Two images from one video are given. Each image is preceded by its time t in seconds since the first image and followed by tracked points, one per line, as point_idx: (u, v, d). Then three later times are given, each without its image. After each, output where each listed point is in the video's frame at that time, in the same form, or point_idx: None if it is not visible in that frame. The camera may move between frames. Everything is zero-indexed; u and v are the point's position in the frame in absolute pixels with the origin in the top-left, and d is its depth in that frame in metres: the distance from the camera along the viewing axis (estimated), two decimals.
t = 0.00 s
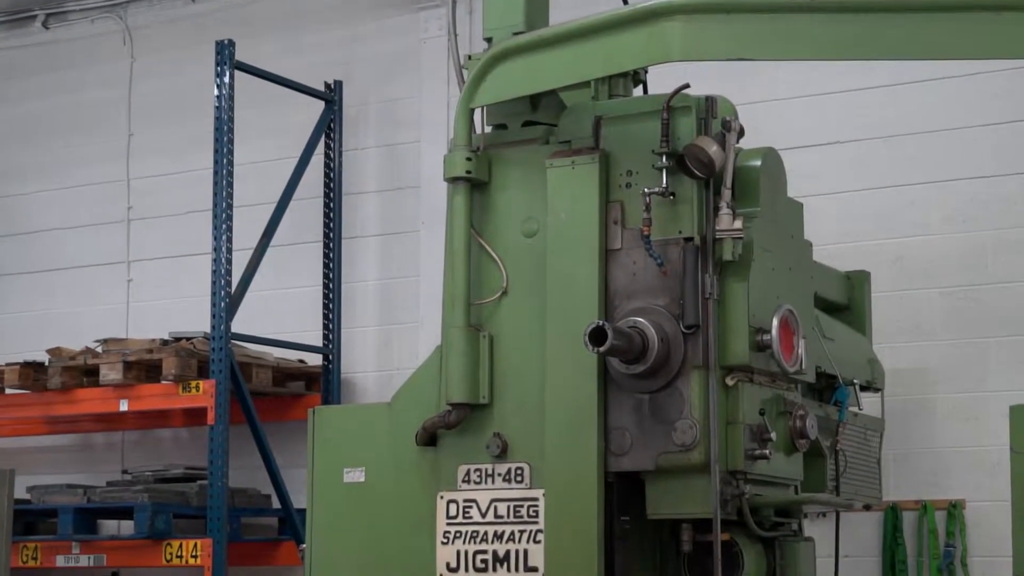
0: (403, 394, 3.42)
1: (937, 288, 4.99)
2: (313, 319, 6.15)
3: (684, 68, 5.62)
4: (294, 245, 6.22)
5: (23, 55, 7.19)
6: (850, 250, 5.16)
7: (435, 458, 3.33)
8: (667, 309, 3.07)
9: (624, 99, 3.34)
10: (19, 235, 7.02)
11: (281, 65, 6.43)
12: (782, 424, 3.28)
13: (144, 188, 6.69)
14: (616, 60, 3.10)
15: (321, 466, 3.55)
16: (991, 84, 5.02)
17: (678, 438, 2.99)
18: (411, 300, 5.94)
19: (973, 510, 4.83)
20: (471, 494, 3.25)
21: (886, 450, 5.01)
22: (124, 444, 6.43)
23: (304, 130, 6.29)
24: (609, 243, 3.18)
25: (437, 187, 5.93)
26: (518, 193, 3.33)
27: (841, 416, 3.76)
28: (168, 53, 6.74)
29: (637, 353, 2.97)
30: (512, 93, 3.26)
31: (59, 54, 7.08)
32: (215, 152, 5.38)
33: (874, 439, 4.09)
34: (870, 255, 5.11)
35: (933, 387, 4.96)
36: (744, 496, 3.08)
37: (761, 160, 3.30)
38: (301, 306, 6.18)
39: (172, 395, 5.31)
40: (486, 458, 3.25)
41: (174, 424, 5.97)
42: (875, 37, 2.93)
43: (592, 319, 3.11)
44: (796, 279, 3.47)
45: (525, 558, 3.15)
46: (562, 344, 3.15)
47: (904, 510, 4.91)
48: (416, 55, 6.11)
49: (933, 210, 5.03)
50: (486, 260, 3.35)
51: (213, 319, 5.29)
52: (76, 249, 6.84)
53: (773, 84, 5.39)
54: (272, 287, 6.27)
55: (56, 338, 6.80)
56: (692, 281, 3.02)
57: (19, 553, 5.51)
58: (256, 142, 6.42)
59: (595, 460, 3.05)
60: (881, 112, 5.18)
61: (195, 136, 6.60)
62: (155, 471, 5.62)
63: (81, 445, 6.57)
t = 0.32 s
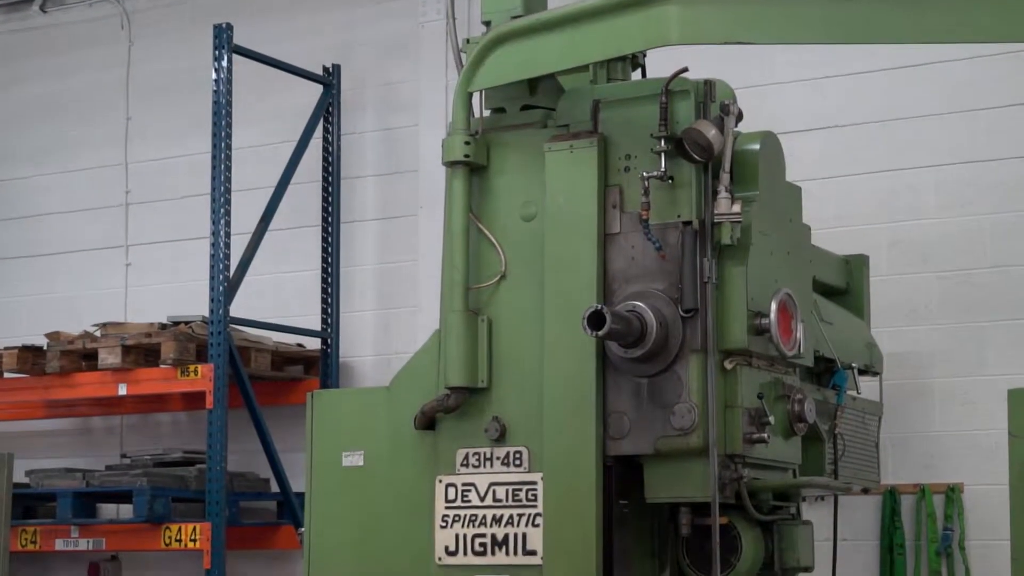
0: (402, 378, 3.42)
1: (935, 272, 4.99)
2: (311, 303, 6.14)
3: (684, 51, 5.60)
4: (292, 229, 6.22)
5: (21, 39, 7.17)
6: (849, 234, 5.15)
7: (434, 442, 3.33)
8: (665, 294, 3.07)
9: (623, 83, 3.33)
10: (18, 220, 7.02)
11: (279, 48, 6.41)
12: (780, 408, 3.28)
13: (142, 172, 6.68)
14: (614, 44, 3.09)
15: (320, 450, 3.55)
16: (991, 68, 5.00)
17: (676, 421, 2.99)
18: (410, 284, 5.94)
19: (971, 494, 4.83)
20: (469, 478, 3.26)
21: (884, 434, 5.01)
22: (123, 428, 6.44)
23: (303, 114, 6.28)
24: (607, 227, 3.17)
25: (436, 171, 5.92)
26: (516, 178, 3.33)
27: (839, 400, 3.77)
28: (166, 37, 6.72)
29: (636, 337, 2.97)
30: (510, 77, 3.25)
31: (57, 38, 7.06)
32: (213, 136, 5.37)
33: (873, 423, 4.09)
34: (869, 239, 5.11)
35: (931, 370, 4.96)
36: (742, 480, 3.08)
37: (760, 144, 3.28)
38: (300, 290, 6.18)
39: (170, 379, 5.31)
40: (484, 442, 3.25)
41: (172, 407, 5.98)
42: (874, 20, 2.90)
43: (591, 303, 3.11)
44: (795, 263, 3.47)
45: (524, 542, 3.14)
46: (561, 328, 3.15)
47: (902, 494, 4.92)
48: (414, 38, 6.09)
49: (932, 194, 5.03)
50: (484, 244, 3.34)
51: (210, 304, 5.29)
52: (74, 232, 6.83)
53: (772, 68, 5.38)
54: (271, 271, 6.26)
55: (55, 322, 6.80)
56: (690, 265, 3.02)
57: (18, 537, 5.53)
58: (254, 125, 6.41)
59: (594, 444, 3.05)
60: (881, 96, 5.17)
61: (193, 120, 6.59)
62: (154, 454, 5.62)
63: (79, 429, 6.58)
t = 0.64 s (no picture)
0: (402, 359, 3.42)
1: (934, 254, 4.98)
2: (309, 285, 6.14)
3: (683, 32, 5.59)
4: (291, 211, 6.21)
5: (18, 20, 7.14)
6: (848, 215, 5.14)
7: (433, 424, 3.34)
8: (664, 275, 3.07)
9: (621, 64, 3.32)
10: (16, 202, 7.01)
11: (277, 29, 6.39)
12: (778, 390, 3.28)
13: (141, 154, 6.67)
14: (614, 26, 3.08)
15: (319, 430, 3.55)
16: (990, 49, 4.99)
17: (675, 403, 3.00)
18: (408, 266, 5.93)
19: (969, 475, 4.83)
20: (467, 460, 3.26)
21: (883, 415, 5.00)
22: (122, 410, 6.45)
23: (301, 96, 6.27)
24: (606, 209, 3.17)
25: (434, 153, 5.91)
26: (515, 159, 3.32)
27: (838, 381, 3.77)
28: (164, 18, 6.70)
29: (634, 319, 2.97)
30: (510, 59, 3.25)
31: (54, 19, 7.03)
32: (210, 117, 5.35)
33: (871, 404, 4.09)
34: (868, 220, 5.11)
35: (928, 352, 4.96)
36: (741, 461, 3.08)
37: (758, 125, 3.26)
38: (297, 272, 6.18)
39: (168, 361, 5.31)
40: (483, 423, 3.25)
41: (170, 389, 6.00)
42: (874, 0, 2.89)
43: (590, 284, 3.11)
44: (793, 244, 3.47)
45: (523, 523, 3.14)
46: (560, 309, 3.15)
47: (900, 476, 4.92)
48: (413, 20, 6.07)
49: (931, 176, 5.02)
50: (483, 226, 3.34)
51: (209, 286, 5.28)
52: (72, 214, 6.82)
53: (771, 49, 5.37)
54: (269, 252, 6.26)
55: (53, 304, 6.80)
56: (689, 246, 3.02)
57: (17, 519, 5.54)
58: (253, 107, 6.40)
59: (593, 425, 3.06)
60: (879, 77, 5.16)
61: (191, 102, 6.58)
62: (153, 436, 5.62)
63: (78, 411, 6.58)
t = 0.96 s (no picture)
0: (400, 336, 3.42)
1: (932, 231, 4.98)
2: (307, 263, 6.13)
3: (681, 9, 5.57)
4: (289, 189, 6.20)
5: None
6: (846, 192, 5.14)
7: (432, 401, 3.34)
8: (662, 253, 3.07)
9: (619, 41, 3.31)
10: (13, 180, 6.99)
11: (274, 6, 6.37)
12: (776, 367, 3.28)
13: (138, 131, 6.66)
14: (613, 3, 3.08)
15: (318, 408, 3.55)
16: (989, 26, 4.97)
17: (674, 380, 2.99)
18: (406, 243, 5.92)
19: (966, 453, 4.84)
20: (466, 437, 3.26)
21: (881, 393, 5.00)
22: (120, 388, 6.46)
23: (298, 73, 6.25)
24: (605, 186, 3.16)
25: (433, 130, 5.90)
26: (513, 136, 3.31)
27: (836, 359, 3.77)
28: None
29: (633, 296, 2.97)
30: (512, 35, 3.27)
31: None
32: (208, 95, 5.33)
33: (869, 382, 4.10)
34: (867, 198, 5.10)
35: (926, 329, 4.96)
36: (740, 439, 3.08)
37: (757, 102, 3.26)
38: (295, 250, 6.17)
39: (168, 339, 5.31)
40: (482, 401, 3.25)
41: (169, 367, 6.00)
42: None
43: (589, 262, 3.11)
44: (792, 222, 3.46)
45: (521, 500, 3.15)
46: (559, 287, 3.14)
47: (898, 453, 4.93)
48: None
49: (930, 153, 5.01)
50: (481, 203, 3.33)
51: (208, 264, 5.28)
52: (71, 192, 6.80)
53: (770, 26, 5.35)
54: (267, 230, 6.25)
55: (51, 283, 6.79)
56: (688, 224, 3.01)
57: (15, 497, 5.55)
58: (250, 84, 6.38)
59: (591, 403, 3.06)
60: (878, 55, 5.15)
61: (188, 80, 6.56)
62: (152, 414, 5.63)
63: (77, 389, 6.59)
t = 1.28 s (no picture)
0: (398, 317, 3.42)
1: (930, 211, 4.97)
2: (305, 243, 6.13)
3: None
4: (287, 169, 6.19)
5: None
6: (844, 172, 5.13)
7: (429, 382, 3.34)
8: (660, 233, 3.06)
9: (617, 21, 3.30)
10: (11, 160, 6.98)
11: None
12: (775, 347, 3.28)
13: (136, 111, 6.64)
14: None
15: (317, 388, 3.56)
16: (988, 6, 4.95)
17: (672, 360, 2.99)
18: (405, 224, 5.92)
19: (964, 432, 4.85)
20: (465, 418, 3.26)
21: (879, 373, 5.00)
22: (119, 368, 6.46)
23: (296, 53, 6.23)
24: (603, 166, 3.16)
25: (432, 111, 5.88)
26: (510, 116, 3.30)
27: (834, 339, 3.77)
28: None
29: (630, 277, 2.96)
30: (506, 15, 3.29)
31: None
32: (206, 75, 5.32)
33: (867, 362, 4.10)
34: (865, 178, 5.09)
35: (923, 309, 4.96)
36: (737, 418, 3.09)
37: (756, 82, 3.25)
38: (293, 230, 6.16)
39: (166, 319, 5.31)
40: (480, 381, 3.25)
41: (167, 348, 6.01)
42: None
43: (586, 242, 3.10)
44: (791, 201, 3.45)
45: (519, 480, 3.15)
46: (557, 267, 3.14)
47: (896, 433, 4.94)
48: None
49: (929, 133, 5.00)
50: (479, 183, 3.33)
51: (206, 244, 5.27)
52: (69, 172, 6.79)
53: (770, 5, 5.33)
54: (265, 210, 6.24)
55: (49, 263, 6.78)
56: (685, 204, 3.01)
57: (14, 477, 5.57)
58: (248, 64, 6.36)
59: (588, 383, 3.06)
60: (877, 34, 5.13)
61: (186, 60, 6.54)
62: (151, 394, 5.64)
63: (76, 369, 6.59)
